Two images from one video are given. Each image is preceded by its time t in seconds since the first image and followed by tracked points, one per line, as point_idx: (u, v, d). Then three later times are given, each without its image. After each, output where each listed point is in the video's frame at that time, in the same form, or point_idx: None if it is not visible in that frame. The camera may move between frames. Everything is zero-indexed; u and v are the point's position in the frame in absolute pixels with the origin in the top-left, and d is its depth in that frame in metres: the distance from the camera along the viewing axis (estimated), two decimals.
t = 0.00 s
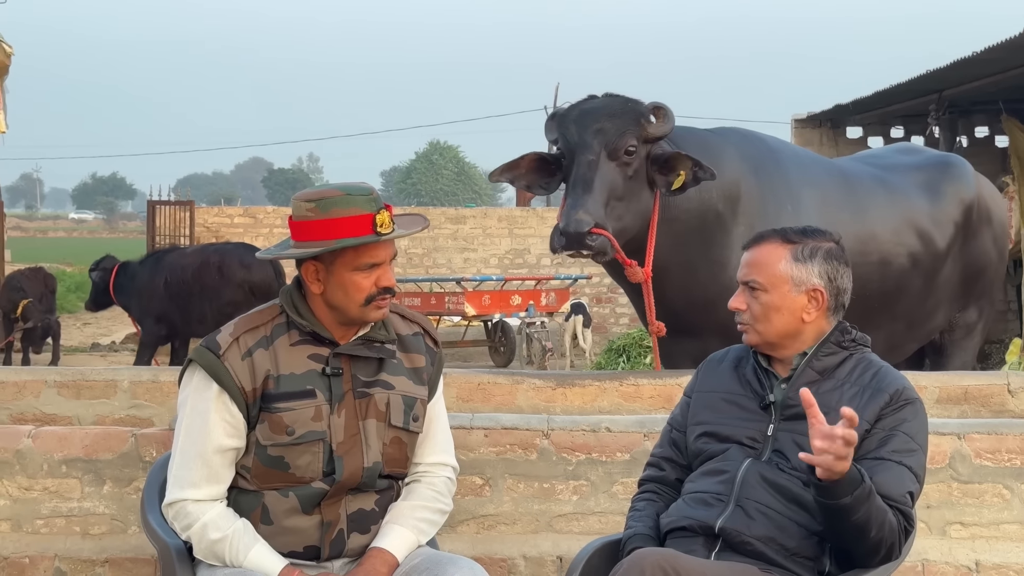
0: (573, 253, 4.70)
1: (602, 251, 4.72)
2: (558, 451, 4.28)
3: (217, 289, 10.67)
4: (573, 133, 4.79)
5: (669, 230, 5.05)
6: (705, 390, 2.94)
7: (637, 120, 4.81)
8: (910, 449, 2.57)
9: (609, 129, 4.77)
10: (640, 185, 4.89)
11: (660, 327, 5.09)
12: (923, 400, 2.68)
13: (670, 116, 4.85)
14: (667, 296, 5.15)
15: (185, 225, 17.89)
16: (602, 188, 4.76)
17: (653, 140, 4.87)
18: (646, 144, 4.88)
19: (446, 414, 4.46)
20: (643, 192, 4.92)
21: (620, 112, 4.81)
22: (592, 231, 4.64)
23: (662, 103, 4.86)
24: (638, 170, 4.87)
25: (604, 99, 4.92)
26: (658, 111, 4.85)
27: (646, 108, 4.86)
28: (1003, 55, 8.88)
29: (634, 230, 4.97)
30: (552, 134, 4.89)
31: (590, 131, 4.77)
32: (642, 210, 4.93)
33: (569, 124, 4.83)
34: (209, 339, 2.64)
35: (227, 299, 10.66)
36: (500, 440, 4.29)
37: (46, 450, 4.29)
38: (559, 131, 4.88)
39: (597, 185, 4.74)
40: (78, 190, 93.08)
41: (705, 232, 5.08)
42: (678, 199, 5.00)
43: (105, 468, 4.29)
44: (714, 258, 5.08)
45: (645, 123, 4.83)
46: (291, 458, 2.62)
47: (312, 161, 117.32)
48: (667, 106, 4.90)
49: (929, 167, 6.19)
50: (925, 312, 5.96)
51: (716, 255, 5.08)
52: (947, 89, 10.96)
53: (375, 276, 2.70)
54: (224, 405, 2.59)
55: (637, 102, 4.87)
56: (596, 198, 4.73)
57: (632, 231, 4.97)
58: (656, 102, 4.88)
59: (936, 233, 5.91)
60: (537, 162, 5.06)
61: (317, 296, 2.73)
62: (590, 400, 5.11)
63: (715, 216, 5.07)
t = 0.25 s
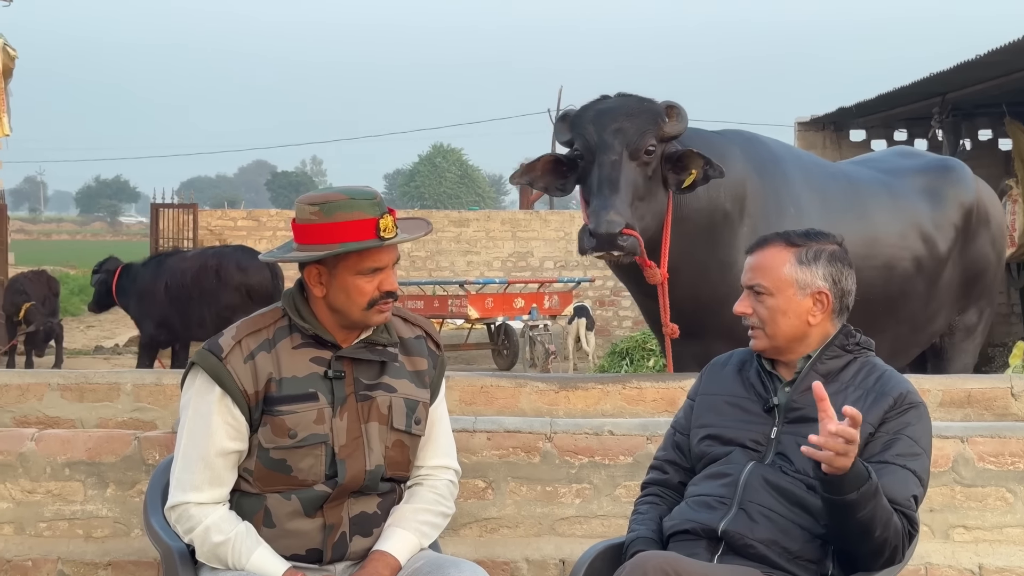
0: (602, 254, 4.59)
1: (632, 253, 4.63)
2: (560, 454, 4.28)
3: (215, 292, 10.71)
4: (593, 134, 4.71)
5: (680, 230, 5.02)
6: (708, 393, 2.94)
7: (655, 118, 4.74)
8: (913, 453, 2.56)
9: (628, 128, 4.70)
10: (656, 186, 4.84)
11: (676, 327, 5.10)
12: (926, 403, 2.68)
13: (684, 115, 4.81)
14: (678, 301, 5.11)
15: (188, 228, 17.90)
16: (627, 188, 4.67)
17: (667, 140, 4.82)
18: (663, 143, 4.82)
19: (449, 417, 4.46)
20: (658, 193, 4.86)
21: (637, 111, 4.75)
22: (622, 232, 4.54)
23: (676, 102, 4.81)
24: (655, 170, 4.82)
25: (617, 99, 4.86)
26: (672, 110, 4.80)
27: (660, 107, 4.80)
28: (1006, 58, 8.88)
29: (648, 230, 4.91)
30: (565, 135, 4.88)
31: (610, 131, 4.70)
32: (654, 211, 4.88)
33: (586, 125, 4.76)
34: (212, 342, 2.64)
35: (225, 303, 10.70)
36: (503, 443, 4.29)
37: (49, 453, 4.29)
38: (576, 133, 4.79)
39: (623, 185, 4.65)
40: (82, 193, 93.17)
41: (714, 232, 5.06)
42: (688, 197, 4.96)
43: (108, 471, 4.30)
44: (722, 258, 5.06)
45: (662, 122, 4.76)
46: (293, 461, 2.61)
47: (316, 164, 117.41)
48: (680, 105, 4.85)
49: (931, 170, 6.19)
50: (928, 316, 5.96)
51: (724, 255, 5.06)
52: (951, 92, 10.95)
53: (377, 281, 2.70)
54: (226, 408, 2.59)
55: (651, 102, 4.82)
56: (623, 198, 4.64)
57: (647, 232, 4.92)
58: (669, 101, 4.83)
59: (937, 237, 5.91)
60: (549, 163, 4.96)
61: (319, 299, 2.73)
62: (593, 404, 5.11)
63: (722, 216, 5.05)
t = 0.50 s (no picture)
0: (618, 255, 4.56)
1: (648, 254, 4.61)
2: (564, 458, 4.28)
3: (215, 296, 10.71)
4: (610, 134, 4.70)
5: (692, 233, 5.01)
6: (712, 397, 2.94)
7: (672, 120, 4.74)
8: (918, 457, 2.57)
9: (645, 129, 4.70)
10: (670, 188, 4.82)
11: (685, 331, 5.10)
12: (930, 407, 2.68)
13: (699, 117, 4.81)
14: (685, 304, 5.11)
15: (191, 231, 17.90)
16: (644, 189, 4.66)
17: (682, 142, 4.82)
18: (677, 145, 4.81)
19: (452, 421, 4.46)
20: (671, 195, 4.85)
21: (653, 112, 4.74)
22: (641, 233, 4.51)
23: (691, 104, 4.81)
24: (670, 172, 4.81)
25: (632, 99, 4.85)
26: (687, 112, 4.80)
27: (676, 109, 4.80)
28: (1008, 62, 8.87)
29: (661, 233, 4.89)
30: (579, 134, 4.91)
31: (627, 132, 4.69)
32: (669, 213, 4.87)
33: (602, 125, 4.75)
34: (215, 345, 2.64)
35: (225, 305, 10.69)
36: (506, 446, 4.30)
37: (53, 456, 4.30)
38: (591, 132, 4.78)
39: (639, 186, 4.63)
40: (85, 196, 93.25)
41: (724, 237, 5.06)
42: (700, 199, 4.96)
43: (112, 474, 4.30)
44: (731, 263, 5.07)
45: (678, 123, 4.76)
46: (297, 465, 2.62)
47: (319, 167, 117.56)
48: (695, 108, 4.85)
49: (934, 174, 6.20)
50: (932, 321, 5.96)
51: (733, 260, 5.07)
52: (955, 96, 10.96)
53: (380, 283, 2.70)
54: (230, 411, 2.59)
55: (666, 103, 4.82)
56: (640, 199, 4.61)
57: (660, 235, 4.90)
58: (684, 103, 4.83)
59: (941, 242, 5.91)
60: (564, 162, 4.95)
61: (321, 303, 2.73)
62: (596, 407, 5.10)
63: (732, 221, 5.05)
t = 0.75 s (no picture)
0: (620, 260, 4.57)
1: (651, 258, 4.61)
2: (567, 460, 4.29)
3: (218, 298, 10.72)
4: (614, 137, 4.71)
5: (697, 235, 5.02)
6: (714, 399, 2.94)
7: (676, 122, 4.74)
8: (923, 459, 2.57)
9: (650, 131, 4.70)
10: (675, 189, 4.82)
11: (689, 334, 5.09)
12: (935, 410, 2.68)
13: (704, 118, 4.80)
14: (690, 306, 5.11)
15: (195, 234, 17.89)
16: (647, 192, 4.66)
17: (687, 144, 4.82)
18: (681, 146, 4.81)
19: (456, 424, 4.47)
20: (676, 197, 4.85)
21: (658, 113, 4.74)
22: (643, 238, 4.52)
23: (696, 105, 4.81)
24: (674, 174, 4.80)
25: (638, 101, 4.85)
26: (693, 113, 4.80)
27: (681, 110, 4.80)
28: (1011, 65, 8.88)
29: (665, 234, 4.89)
30: (585, 134, 4.91)
31: (632, 134, 4.69)
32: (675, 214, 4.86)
33: (607, 126, 4.75)
34: (219, 348, 2.64)
35: (227, 308, 10.70)
36: (510, 449, 4.30)
37: (57, 458, 4.31)
38: (596, 134, 4.79)
39: (643, 190, 4.63)
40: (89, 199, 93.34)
41: (731, 238, 5.06)
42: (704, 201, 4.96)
43: (116, 477, 4.31)
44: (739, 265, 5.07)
45: (683, 125, 4.77)
46: (301, 467, 2.62)
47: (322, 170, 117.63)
48: (700, 108, 4.85)
49: (937, 178, 6.20)
50: (937, 326, 5.96)
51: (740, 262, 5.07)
52: (958, 99, 10.96)
53: (380, 286, 2.70)
54: (234, 414, 2.60)
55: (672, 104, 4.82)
56: (644, 203, 4.62)
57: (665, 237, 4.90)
58: (689, 104, 4.83)
59: (945, 247, 5.92)
60: (568, 162, 4.96)
61: (324, 303, 2.73)
62: (600, 410, 5.10)
63: (739, 223, 5.05)
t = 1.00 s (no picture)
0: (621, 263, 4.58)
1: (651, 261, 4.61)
2: (570, 463, 4.29)
3: (221, 300, 10.71)
4: (614, 139, 4.71)
5: (699, 237, 5.02)
6: (716, 402, 2.94)
7: (677, 124, 4.74)
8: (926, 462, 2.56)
9: (651, 134, 4.70)
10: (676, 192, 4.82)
11: (692, 337, 5.09)
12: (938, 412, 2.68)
13: (705, 119, 4.80)
14: (694, 307, 5.11)
15: (198, 237, 17.89)
16: (648, 195, 4.65)
17: (688, 145, 4.82)
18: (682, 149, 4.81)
19: (460, 426, 4.48)
20: (677, 200, 4.85)
21: (658, 116, 4.74)
22: (643, 242, 4.51)
23: (698, 106, 4.80)
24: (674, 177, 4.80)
25: (639, 102, 4.85)
26: (694, 115, 4.79)
27: (682, 112, 4.79)
28: (1013, 67, 8.87)
29: (667, 237, 4.89)
30: (586, 137, 4.92)
31: (632, 137, 4.69)
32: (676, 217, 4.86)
33: (607, 129, 4.76)
34: (222, 351, 2.64)
35: (231, 310, 10.69)
36: (512, 452, 4.31)
37: (60, 462, 4.31)
38: (596, 137, 4.79)
39: (644, 193, 4.63)
40: (93, 203, 93.46)
41: (735, 242, 5.06)
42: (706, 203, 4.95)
43: (119, 480, 4.31)
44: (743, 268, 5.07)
45: (684, 127, 4.76)
46: (304, 470, 2.61)
47: (326, 173, 117.68)
48: (702, 110, 4.84)
49: (941, 181, 6.20)
50: (941, 329, 5.95)
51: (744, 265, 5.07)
52: (961, 101, 10.95)
53: (383, 289, 2.70)
54: (236, 418, 2.59)
55: (673, 106, 4.81)
56: (644, 207, 4.61)
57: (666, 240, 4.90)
58: (691, 106, 4.82)
59: (949, 249, 5.91)
60: (569, 165, 4.96)
61: (327, 307, 2.74)
62: (603, 412, 5.11)
63: (743, 225, 5.06)
